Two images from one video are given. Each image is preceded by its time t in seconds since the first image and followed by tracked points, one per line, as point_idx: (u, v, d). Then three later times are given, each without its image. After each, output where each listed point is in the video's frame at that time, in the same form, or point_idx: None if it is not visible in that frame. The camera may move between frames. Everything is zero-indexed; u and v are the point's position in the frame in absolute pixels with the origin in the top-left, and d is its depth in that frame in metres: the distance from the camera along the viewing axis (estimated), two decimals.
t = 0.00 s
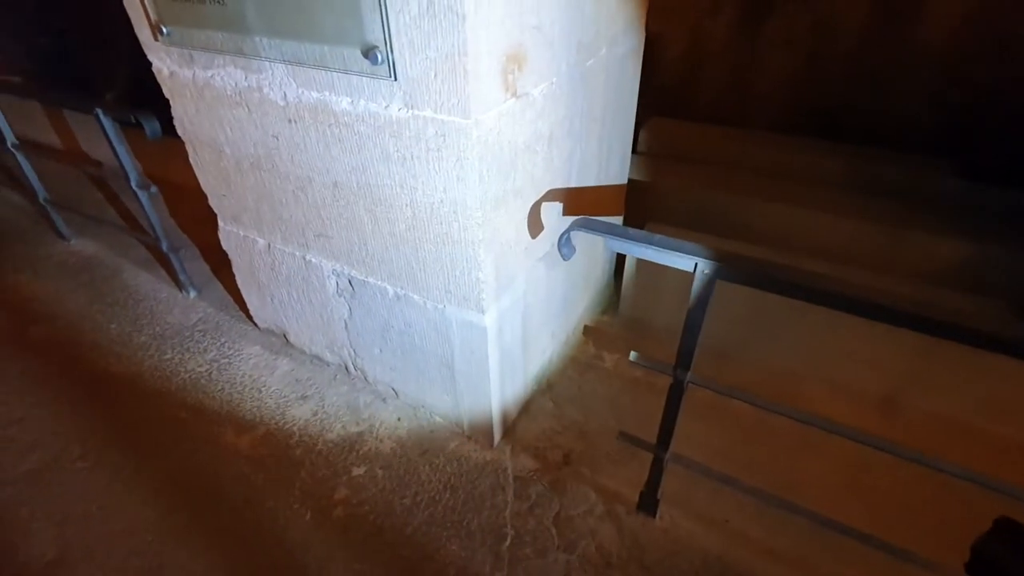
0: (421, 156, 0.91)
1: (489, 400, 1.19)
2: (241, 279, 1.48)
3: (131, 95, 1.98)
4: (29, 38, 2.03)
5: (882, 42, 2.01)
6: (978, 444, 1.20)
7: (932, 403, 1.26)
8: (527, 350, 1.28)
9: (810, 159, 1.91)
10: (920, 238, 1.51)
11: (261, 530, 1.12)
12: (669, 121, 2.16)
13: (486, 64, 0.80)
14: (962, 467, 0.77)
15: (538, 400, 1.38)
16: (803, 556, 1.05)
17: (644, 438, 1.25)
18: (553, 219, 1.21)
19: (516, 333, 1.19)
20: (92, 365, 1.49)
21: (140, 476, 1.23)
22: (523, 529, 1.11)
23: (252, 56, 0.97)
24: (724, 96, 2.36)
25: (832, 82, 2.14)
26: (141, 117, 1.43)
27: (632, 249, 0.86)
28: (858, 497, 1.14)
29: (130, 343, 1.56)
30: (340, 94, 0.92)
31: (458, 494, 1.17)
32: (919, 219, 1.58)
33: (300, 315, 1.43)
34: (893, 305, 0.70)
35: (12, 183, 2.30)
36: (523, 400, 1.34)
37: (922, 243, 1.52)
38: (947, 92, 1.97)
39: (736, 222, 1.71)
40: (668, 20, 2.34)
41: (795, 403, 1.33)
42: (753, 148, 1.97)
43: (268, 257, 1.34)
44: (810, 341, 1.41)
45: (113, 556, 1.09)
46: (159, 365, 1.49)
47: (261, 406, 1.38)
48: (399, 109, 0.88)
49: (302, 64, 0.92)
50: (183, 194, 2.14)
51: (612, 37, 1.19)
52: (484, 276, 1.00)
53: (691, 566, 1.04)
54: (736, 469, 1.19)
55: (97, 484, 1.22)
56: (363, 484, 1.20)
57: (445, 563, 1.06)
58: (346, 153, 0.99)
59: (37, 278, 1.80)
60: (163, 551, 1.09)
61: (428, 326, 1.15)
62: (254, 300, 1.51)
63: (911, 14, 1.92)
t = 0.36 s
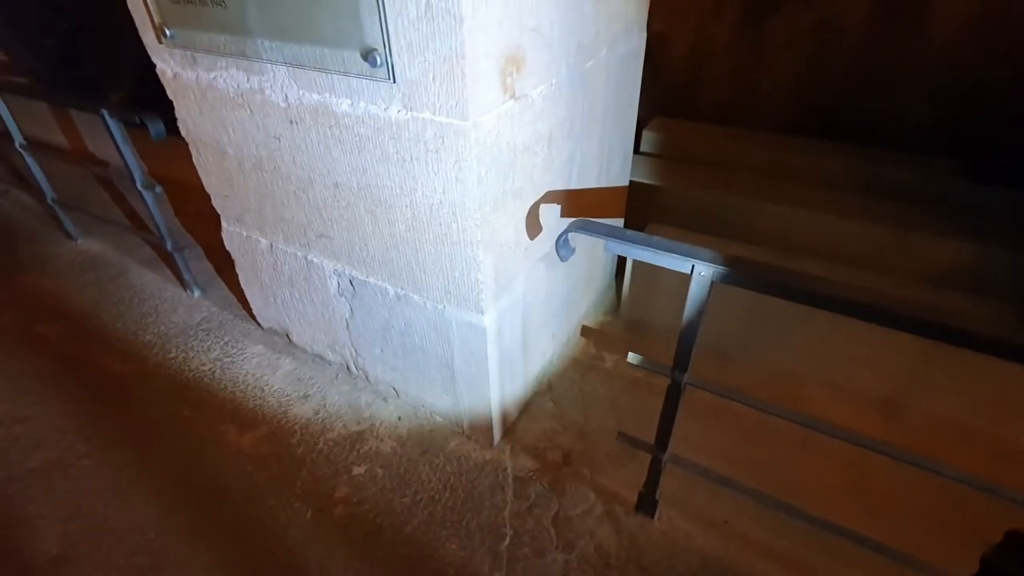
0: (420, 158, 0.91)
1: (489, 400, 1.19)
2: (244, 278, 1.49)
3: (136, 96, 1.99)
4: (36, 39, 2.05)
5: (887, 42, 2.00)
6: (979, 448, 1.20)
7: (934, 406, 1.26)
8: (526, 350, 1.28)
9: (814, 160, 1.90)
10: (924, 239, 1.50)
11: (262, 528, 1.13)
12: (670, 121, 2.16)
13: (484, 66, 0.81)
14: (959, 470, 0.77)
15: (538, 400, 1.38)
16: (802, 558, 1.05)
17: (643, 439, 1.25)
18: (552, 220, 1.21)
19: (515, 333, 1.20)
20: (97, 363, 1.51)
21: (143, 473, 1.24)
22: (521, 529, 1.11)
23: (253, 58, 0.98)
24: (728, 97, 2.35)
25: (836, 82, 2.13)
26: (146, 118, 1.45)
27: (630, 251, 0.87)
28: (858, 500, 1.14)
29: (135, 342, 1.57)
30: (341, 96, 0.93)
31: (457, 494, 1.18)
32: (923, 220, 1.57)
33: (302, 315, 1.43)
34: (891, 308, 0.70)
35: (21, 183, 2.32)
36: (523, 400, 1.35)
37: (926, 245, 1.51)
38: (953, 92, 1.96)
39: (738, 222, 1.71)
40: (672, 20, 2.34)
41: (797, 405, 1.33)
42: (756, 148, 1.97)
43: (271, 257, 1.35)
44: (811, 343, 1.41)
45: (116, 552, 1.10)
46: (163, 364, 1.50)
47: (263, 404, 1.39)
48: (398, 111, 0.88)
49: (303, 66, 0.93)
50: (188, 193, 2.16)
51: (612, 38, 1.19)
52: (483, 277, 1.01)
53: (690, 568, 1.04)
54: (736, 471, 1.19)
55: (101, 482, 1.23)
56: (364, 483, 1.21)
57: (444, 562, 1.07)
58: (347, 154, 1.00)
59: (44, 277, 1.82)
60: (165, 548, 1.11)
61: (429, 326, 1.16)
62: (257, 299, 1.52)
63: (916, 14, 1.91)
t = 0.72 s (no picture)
0: (421, 161, 0.92)
1: (490, 402, 1.19)
2: (247, 280, 1.50)
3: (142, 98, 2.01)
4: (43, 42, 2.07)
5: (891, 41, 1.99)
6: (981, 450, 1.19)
7: (937, 408, 1.25)
8: (528, 351, 1.29)
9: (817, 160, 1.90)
10: (928, 240, 1.50)
11: (264, 528, 1.13)
12: (672, 121, 2.15)
13: (485, 69, 0.81)
14: (960, 474, 0.77)
15: (540, 401, 1.38)
16: (804, 561, 1.05)
17: (645, 441, 1.25)
18: (554, 222, 1.21)
19: (517, 335, 1.20)
20: (102, 363, 1.52)
21: (148, 473, 1.25)
22: (523, 530, 1.11)
23: (256, 62, 0.99)
24: (731, 97, 2.35)
25: (840, 82, 2.13)
26: (151, 121, 1.46)
27: (630, 254, 0.86)
28: (860, 502, 1.13)
29: (140, 342, 1.58)
30: (343, 99, 0.93)
31: (459, 495, 1.18)
32: (927, 221, 1.56)
33: (305, 316, 1.44)
34: (891, 310, 0.70)
35: (28, 185, 2.34)
36: (525, 401, 1.35)
37: (930, 246, 1.51)
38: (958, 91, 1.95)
39: (740, 223, 1.71)
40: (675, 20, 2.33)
41: (800, 406, 1.33)
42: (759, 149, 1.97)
43: (274, 258, 1.36)
44: (813, 344, 1.41)
45: (121, 551, 1.11)
46: (168, 364, 1.51)
47: (266, 405, 1.39)
48: (400, 114, 0.89)
49: (305, 69, 0.93)
50: (193, 195, 2.17)
51: (614, 40, 1.19)
52: (484, 279, 1.01)
53: (691, 569, 1.04)
54: (738, 473, 1.19)
55: (106, 482, 1.24)
56: (366, 483, 1.21)
57: (446, 563, 1.07)
58: (349, 157, 1.00)
59: (50, 278, 1.84)
60: (169, 548, 1.11)
61: (431, 328, 1.16)
62: (261, 300, 1.53)
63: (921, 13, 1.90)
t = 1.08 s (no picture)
0: (417, 161, 0.91)
1: (487, 403, 1.19)
2: (243, 280, 1.50)
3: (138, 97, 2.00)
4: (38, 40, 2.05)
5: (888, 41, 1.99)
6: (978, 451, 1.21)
7: (931, 407, 1.28)
8: (525, 352, 1.28)
9: (814, 160, 1.90)
10: (925, 240, 1.50)
11: (260, 530, 1.13)
12: (669, 121, 2.16)
13: (481, 70, 0.81)
14: (955, 474, 0.77)
15: (537, 402, 1.39)
16: (800, 562, 1.05)
17: (642, 441, 1.26)
18: (551, 223, 1.22)
19: (513, 335, 1.20)
20: (97, 363, 1.52)
21: (143, 475, 1.24)
22: (520, 531, 1.11)
23: (252, 61, 0.99)
24: (728, 97, 2.35)
25: (837, 82, 2.13)
26: (146, 120, 1.45)
27: (625, 254, 0.87)
28: (856, 502, 1.14)
29: (136, 343, 1.58)
30: (338, 99, 0.93)
31: (456, 495, 1.18)
32: (923, 221, 1.56)
33: (301, 316, 1.44)
34: (886, 312, 0.70)
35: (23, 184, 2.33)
36: (522, 401, 1.35)
37: (927, 246, 1.50)
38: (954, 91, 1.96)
39: (737, 224, 1.72)
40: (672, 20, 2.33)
41: (798, 406, 1.34)
42: (756, 149, 1.97)
43: (270, 259, 1.36)
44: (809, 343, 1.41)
45: (115, 553, 1.11)
46: (163, 365, 1.51)
47: (262, 405, 1.39)
48: (396, 114, 0.88)
49: (301, 69, 0.93)
50: (190, 194, 2.16)
51: (610, 40, 1.19)
52: (481, 279, 1.01)
53: (688, 569, 1.04)
54: (734, 472, 1.20)
55: (101, 483, 1.23)
56: (363, 483, 1.21)
57: (442, 563, 1.07)
58: (345, 157, 1.00)
59: (45, 278, 1.83)
60: (164, 549, 1.11)
61: (427, 328, 1.16)
62: (257, 300, 1.52)
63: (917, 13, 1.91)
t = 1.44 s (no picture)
0: (409, 161, 0.91)
1: (481, 403, 1.19)
2: (237, 280, 1.49)
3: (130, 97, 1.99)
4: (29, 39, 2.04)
5: (882, 40, 2.00)
6: (976, 450, 1.21)
7: (926, 407, 1.28)
8: (519, 352, 1.28)
9: (808, 159, 1.90)
10: (919, 240, 1.50)
11: (253, 531, 1.12)
12: (664, 121, 2.16)
13: (473, 70, 0.81)
14: (947, 474, 0.77)
15: (532, 402, 1.38)
16: (794, 562, 1.05)
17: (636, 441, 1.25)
18: (544, 223, 1.21)
19: (507, 335, 1.20)
20: (89, 365, 1.51)
21: (136, 476, 1.24)
22: (514, 531, 1.11)
23: (243, 61, 0.98)
24: (723, 96, 2.35)
25: (831, 82, 2.14)
26: (138, 120, 1.45)
27: (619, 255, 0.86)
28: (850, 502, 1.14)
29: (129, 343, 1.57)
30: (330, 99, 0.92)
31: (450, 495, 1.18)
32: (917, 221, 1.57)
33: (295, 317, 1.43)
34: (880, 313, 0.70)
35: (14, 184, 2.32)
36: (516, 401, 1.35)
37: (921, 246, 1.51)
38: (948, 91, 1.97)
39: (731, 223, 1.72)
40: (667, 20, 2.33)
41: (793, 406, 1.34)
42: (750, 148, 1.97)
43: (263, 259, 1.35)
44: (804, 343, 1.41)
45: (108, 555, 1.10)
46: (156, 365, 1.50)
47: (256, 406, 1.39)
48: (388, 115, 0.88)
49: (292, 69, 0.93)
50: (183, 194, 2.15)
51: (604, 40, 1.19)
52: (474, 280, 1.01)
53: (682, 569, 1.04)
54: (729, 472, 1.20)
55: (93, 484, 1.23)
56: (357, 484, 1.21)
57: (436, 564, 1.07)
58: (337, 157, 1.00)
59: (37, 278, 1.82)
60: (157, 551, 1.10)
61: (421, 328, 1.16)
62: (250, 301, 1.52)
63: (911, 13, 1.91)
